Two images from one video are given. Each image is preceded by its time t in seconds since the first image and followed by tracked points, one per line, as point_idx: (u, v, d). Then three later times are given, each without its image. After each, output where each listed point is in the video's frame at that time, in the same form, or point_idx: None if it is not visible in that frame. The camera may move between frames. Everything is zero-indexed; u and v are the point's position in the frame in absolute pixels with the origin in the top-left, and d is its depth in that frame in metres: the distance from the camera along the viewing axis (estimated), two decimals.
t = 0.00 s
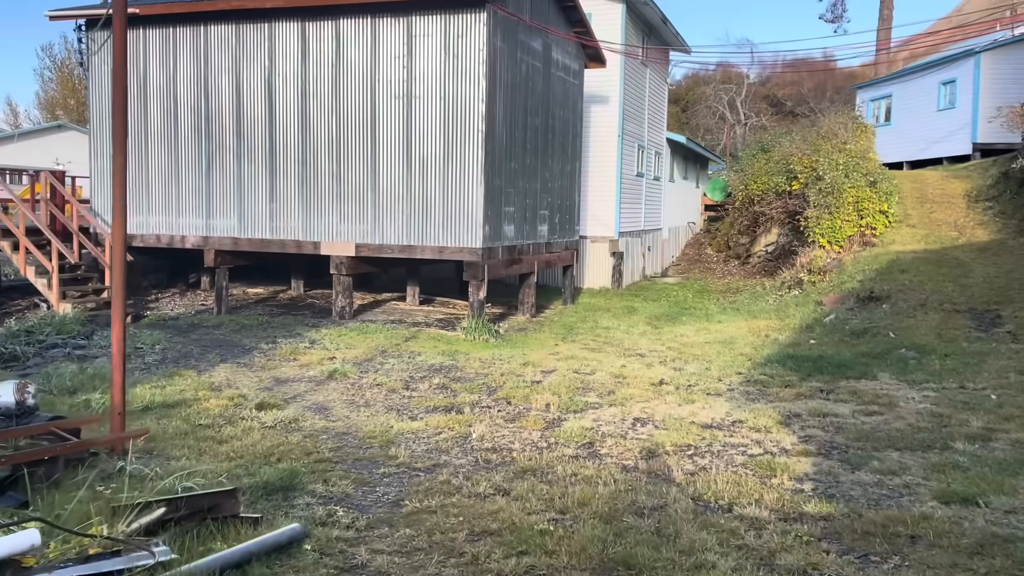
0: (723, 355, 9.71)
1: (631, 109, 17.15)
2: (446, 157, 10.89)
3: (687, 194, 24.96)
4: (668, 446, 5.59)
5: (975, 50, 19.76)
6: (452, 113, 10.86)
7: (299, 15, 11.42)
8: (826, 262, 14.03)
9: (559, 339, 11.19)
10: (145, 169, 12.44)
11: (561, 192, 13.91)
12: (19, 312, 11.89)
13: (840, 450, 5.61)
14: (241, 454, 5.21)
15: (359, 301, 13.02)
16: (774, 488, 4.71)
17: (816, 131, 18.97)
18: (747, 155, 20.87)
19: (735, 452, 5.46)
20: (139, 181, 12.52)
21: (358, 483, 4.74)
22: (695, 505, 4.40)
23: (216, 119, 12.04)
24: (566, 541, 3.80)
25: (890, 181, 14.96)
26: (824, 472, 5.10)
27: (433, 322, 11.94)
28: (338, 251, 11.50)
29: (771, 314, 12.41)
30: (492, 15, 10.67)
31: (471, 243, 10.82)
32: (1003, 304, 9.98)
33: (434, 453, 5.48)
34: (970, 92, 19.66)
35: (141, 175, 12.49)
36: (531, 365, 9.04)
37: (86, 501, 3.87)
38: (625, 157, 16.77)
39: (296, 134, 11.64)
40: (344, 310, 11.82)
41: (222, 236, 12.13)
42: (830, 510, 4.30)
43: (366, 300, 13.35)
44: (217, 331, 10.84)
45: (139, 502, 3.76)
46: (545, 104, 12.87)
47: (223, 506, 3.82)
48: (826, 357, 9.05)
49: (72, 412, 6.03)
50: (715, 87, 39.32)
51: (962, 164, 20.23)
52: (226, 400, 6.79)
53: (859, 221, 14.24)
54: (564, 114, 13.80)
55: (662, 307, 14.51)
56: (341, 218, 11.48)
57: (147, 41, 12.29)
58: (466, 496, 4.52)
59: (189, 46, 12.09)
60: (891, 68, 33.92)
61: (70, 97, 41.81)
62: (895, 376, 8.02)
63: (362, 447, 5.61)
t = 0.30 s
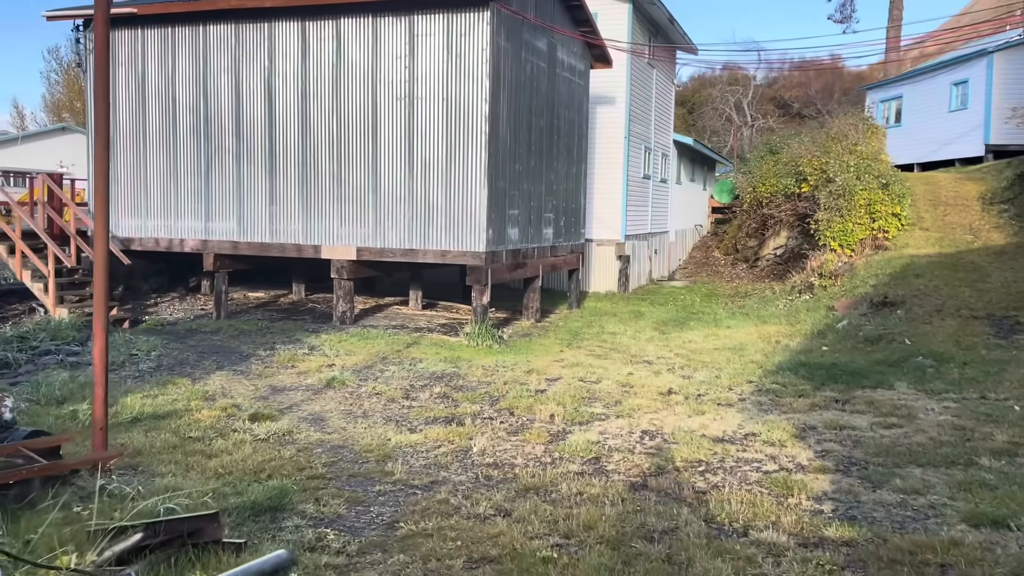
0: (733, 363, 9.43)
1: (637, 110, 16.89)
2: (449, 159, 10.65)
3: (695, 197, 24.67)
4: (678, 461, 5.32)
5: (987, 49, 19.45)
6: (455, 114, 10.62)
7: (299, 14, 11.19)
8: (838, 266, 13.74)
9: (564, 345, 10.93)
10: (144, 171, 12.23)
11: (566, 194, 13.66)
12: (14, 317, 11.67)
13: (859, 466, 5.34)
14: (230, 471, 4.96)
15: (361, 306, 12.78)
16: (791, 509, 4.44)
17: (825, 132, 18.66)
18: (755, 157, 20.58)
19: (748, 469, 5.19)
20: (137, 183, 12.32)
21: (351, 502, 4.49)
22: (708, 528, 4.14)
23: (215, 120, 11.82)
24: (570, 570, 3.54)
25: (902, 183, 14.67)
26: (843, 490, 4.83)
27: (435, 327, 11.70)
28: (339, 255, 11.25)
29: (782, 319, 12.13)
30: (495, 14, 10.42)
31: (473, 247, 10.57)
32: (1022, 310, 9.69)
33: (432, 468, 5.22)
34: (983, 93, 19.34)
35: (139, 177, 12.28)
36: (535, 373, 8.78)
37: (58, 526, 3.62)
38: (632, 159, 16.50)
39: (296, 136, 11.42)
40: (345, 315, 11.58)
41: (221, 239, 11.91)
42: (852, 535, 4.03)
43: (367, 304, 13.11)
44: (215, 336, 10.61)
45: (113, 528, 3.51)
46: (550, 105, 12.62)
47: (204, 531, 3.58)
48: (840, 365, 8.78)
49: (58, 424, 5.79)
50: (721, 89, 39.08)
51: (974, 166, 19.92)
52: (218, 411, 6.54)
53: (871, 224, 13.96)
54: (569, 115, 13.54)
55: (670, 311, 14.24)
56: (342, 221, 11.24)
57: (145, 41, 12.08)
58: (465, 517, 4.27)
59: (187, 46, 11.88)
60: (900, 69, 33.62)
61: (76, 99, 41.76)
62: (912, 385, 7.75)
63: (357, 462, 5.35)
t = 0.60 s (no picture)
0: (750, 365, 9.14)
1: (649, 107, 16.60)
2: (457, 155, 10.40)
3: (706, 196, 24.36)
4: (699, 471, 5.04)
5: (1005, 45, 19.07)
6: (464, 110, 10.37)
7: (305, 8, 10.97)
8: (856, 266, 13.44)
9: (575, 347, 10.67)
10: (148, 170, 12.04)
11: (577, 193, 13.39)
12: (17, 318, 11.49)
13: (890, 476, 5.06)
14: (227, 480, 4.72)
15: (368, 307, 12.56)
16: (821, 523, 4.17)
17: (841, 129, 18.34)
18: (768, 155, 20.27)
19: (773, 480, 4.91)
20: (141, 182, 12.13)
21: (354, 514, 4.25)
22: (734, 544, 3.87)
23: (219, 118, 11.61)
24: None
25: (921, 181, 14.34)
26: (876, 503, 4.55)
27: (443, 328, 11.45)
28: (345, 255, 11.02)
29: (798, 321, 11.84)
30: (505, 8, 10.17)
31: (483, 247, 10.32)
32: None
33: (440, 478, 4.97)
34: (1001, 89, 18.97)
35: (143, 175, 12.09)
36: (546, 376, 8.53)
37: (37, 544, 3.38)
38: (643, 157, 16.21)
39: (301, 133, 11.21)
40: (352, 316, 11.36)
41: (226, 239, 11.70)
42: (889, 553, 3.75)
43: (374, 305, 12.89)
44: (219, 338, 10.39)
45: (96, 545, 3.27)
46: (561, 101, 12.36)
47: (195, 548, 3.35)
48: (861, 368, 8.49)
49: (50, 429, 5.56)
50: (731, 88, 38.78)
51: (993, 164, 19.55)
52: (219, 415, 6.31)
53: (889, 222, 13.63)
54: (580, 112, 13.28)
55: (683, 312, 13.96)
56: (349, 221, 11.02)
57: (149, 37, 11.89)
58: (473, 532, 4.02)
59: (192, 42, 11.68)
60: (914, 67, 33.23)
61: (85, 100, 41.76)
62: (939, 390, 7.44)
63: (361, 471, 5.10)
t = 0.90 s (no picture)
0: (770, 369, 8.87)
1: (663, 105, 16.33)
2: (469, 154, 10.18)
3: (720, 196, 24.04)
4: (724, 484, 4.80)
5: None
6: (476, 108, 10.14)
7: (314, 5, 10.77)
8: (876, 267, 13.14)
9: (589, 349, 10.43)
10: (155, 169, 11.87)
11: (590, 192, 13.14)
12: (23, 319, 11.34)
13: (926, 490, 4.80)
14: (230, 493, 4.51)
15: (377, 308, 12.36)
16: (857, 544, 3.92)
17: (858, 127, 18.02)
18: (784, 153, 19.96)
19: (802, 495, 4.66)
20: (148, 181, 11.96)
21: (361, 531, 4.03)
22: (766, 567, 3.63)
23: (227, 116, 11.43)
24: None
25: (942, 180, 14.03)
26: (913, 520, 4.30)
27: (454, 330, 11.24)
28: (354, 255, 10.82)
29: (817, 323, 11.56)
30: (518, 3, 9.93)
31: (494, 247, 10.08)
32: None
33: (452, 490, 4.75)
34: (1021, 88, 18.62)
35: (150, 174, 11.92)
36: (560, 380, 8.29)
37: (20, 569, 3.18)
38: (657, 155, 15.95)
39: (310, 131, 11.00)
40: (361, 318, 11.17)
41: (234, 239, 11.51)
42: None
43: (384, 306, 12.69)
44: (226, 340, 10.21)
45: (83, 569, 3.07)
46: (574, 99, 12.11)
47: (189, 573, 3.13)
48: (885, 372, 8.22)
49: (48, 437, 5.36)
50: (744, 88, 38.46)
51: (1013, 163, 19.19)
52: (223, 422, 6.10)
53: (910, 222, 13.31)
54: (594, 110, 13.03)
55: (698, 314, 13.69)
56: (358, 220, 10.81)
57: (156, 34, 11.71)
58: (487, 551, 3.79)
59: (199, 39, 11.50)
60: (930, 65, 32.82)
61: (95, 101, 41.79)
62: (969, 396, 7.17)
63: (369, 482, 4.88)
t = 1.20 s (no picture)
0: (789, 372, 8.58)
1: (677, 102, 16.04)
2: (479, 150, 9.94)
3: (734, 194, 23.70)
4: (747, 495, 4.53)
5: None
6: (486, 103, 9.89)
7: None
8: (896, 266, 12.81)
9: (602, 351, 10.16)
10: (160, 166, 11.69)
11: (603, 190, 12.88)
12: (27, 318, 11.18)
13: (963, 503, 4.51)
14: (225, 502, 4.28)
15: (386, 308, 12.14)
16: (894, 562, 3.65)
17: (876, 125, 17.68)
18: (799, 152, 19.63)
19: (831, 507, 4.38)
20: (153, 178, 11.77)
21: (362, 545, 3.79)
22: None
23: (233, 112, 11.23)
24: None
25: (963, 178, 13.69)
26: (951, 536, 4.01)
27: (464, 330, 11.00)
28: (362, 254, 10.60)
29: (836, 324, 11.25)
30: None
31: (505, 246, 9.84)
32: None
33: (459, 500, 4.50)
34: None
35: (155, 171, 11.74)
36: (573, 383, 8.03)
37: None
38: (671, 152, 15.66)
39: (317, 127, 10.79)
40: (369, 317, 10.95)
41: (240, 237, 11.32)
42: None
43: (393, 306, 12.47)
44: (231, 340, 10.00)
45: None
46: (587, 94, 11.85)
47: None
48: (910, 376, 7.92)
49: (40, 442, 5.15)
50: (756, 86, 38.08)
51: None
52: (223, 426, 5.88)
53: (932, 221, 12.96)
54: (606, 106, 12.76)
55: (712, 314, 13.40)
56: (366, 218, 10.59)
57: (161, 29, 11.53)
58: (496, 569, 3.55)
59: (205, 34, 11.31)
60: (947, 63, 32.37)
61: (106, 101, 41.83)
62: (1000, 401, 6.86)
63: (373, 492, 4.64)
